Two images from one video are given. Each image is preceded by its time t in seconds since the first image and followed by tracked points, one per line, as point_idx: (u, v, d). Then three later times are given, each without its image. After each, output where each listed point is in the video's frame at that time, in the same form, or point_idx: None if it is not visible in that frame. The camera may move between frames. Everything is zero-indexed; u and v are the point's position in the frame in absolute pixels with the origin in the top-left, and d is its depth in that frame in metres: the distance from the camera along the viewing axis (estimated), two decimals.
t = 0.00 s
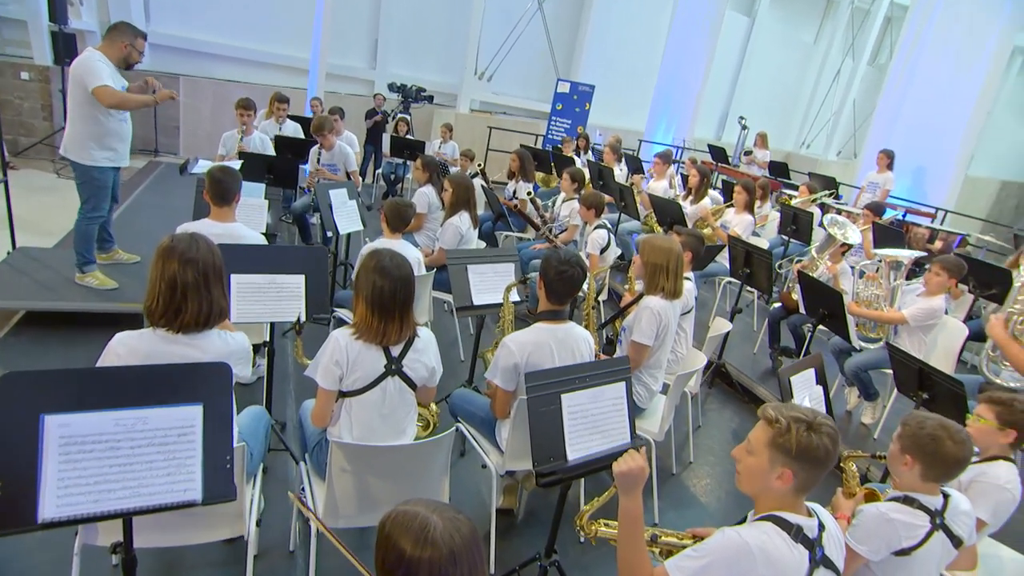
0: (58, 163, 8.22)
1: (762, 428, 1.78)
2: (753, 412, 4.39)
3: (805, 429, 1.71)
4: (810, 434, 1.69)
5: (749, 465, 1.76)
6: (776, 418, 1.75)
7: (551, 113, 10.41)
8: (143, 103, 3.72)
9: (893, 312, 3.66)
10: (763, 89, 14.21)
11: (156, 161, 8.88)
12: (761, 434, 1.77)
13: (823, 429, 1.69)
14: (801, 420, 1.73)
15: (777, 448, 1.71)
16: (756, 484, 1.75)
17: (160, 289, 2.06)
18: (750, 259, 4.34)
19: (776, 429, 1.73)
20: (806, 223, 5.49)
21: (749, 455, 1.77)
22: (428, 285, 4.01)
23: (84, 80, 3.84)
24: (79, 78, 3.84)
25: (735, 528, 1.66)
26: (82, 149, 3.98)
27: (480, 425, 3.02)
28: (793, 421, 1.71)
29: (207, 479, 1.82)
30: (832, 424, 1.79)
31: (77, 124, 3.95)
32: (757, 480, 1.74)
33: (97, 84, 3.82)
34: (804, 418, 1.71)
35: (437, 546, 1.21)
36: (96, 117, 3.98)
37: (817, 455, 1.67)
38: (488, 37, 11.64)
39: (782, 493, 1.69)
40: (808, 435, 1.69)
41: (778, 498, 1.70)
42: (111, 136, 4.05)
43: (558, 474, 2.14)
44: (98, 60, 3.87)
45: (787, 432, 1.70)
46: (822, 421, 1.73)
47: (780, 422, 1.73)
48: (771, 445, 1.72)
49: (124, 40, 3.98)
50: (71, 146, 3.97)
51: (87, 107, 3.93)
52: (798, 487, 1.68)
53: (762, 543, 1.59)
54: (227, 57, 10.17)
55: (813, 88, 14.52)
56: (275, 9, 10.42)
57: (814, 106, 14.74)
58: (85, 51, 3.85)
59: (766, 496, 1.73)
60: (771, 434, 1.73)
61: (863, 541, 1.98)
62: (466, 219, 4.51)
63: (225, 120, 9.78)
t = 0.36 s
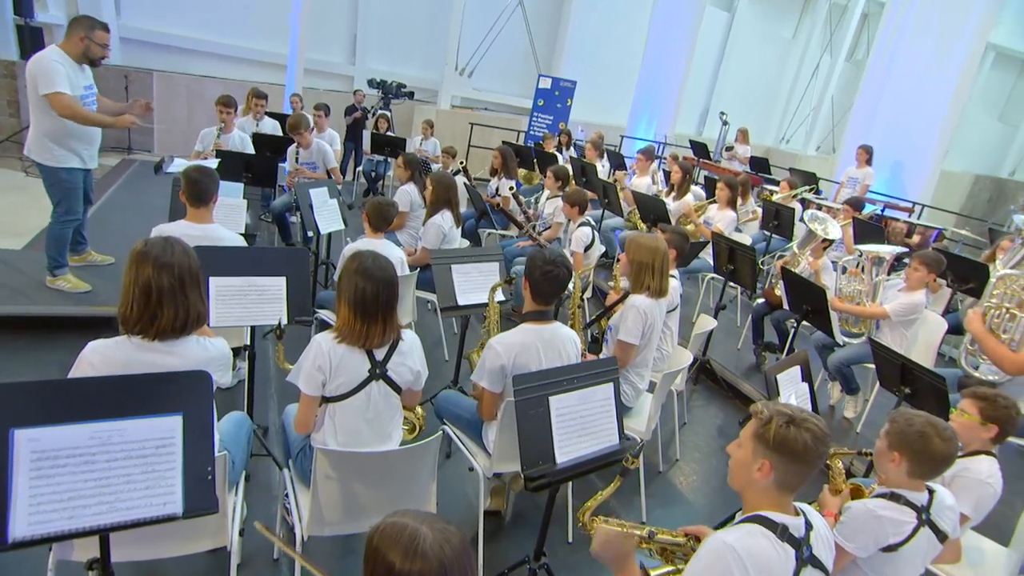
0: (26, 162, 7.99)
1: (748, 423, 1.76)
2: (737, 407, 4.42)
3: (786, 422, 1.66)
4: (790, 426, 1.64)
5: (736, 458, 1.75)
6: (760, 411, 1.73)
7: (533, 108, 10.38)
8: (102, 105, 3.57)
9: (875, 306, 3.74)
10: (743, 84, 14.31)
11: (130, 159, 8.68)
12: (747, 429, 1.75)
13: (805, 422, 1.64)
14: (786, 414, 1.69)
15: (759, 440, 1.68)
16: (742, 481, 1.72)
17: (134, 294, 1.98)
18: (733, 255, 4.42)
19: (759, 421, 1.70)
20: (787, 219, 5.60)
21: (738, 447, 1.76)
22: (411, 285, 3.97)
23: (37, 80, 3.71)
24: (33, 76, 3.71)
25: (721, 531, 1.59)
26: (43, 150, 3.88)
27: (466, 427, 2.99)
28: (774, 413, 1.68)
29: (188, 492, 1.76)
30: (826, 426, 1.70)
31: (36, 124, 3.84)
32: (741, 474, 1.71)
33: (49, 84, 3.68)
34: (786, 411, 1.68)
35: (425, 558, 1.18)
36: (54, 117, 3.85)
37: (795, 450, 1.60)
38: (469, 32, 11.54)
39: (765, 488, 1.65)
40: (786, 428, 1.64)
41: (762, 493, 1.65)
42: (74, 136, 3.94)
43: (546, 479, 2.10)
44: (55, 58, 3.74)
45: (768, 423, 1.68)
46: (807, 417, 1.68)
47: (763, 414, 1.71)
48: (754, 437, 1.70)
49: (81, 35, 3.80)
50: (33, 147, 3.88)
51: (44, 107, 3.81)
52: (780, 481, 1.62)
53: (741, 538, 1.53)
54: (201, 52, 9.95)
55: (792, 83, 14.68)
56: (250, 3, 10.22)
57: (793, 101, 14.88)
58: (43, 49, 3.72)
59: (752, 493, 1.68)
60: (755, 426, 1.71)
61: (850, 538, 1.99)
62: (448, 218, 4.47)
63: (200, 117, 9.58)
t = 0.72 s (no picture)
0: None
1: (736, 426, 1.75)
2: (722, 403, 4.45)
3: (772, 424, 1.65)
4: (776, 429, 1.63)
5: (726, 461, 1.73)
6: (747, 413, 1.72)
7: (514, 104, 10.32)
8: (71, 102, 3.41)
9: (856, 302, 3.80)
10: (723, 80, 14.40)
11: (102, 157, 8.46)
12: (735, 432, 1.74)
13: (791, 425, 1.63)
14: (773, 417, 1.68)
15: (746, 442, 1.67)
16: (731, 483, 1.71)
17: (109, 301, 1.91)
18: (717, 252, 4.46)
19: (746, 423, 1.70)
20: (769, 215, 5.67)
21: (727, 450, 1.74)
22: (395, 285, 3.92)
23: (7, 76, 3.60)
24: (3, 73, 3.62)
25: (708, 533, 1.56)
26: (14, 150, 3.75)
27: (452, 429, 2.95)
28: (760, 415, 1.67)
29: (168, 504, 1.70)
30: (814, 429, 1.69)
31: (6, 122, 3.72)
32: (730, 476, 1.70)
33: (19, 78, 3.57)
34: (772, 414, 1.67)
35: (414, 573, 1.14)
36: (24, 113, 3.73)
37: (781, 453, 1.59)
38: (449, 28, 11.44)
39: (753, 490, 1.63)
40: (772, 430, 1.63)
41: (751, 496, 1.64)
42: (46, 134, 3.81)
43: (535, 482, 2.08)
44: (23, 53, 3.62)
45: (754, 426, 1.67)
46: (794, 419, 1.67)
47: (750, 416, 1.70)
48: (741, 440, 1.69)
49: (48, 29, 3.65)
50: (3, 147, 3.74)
51: (14, 103, 3.70)
52: (768, 484, 1.61)
53: (727, 539, 1.51)
54: (175, 47, 9.74)
55: (771, 79, 14.81)
56: None
57: (772, 97, 15.03)
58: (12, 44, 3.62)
59: (741, 496, 1.67)
60: (742, 429, 1.70)
61: (839, 535, 2.00)
62: (431, 216, 4.42)
63: (175, 114, 9.38)
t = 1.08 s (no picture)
0: None
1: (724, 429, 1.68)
2: (707, 400, 4.48)
3: (760, 429, 1.58)
4: (764, 434, 1.57)
5: (714, 465, 1.68)
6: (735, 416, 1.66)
7: (496, 101, 10.24)
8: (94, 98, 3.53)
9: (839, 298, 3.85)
10: (703, 76, 14.48)
11: (74, 155, 8.23)
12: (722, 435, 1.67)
13: (780, 429, 1.56)
14: (761, 420, 1.61)
15: (733, 447, 1.61)
16: (720, 488, 1.65)
17: (84, 310, 1.85)
18: (701, 249, 4.48)
19: (734, 428, 1.63)
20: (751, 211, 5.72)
21: (716, 454, 1.68)
22: (379, 285, 3.87)
23: (18, 72, 3.53)
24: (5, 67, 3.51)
25: (699, 539, 1.52)
26: None
27: (440, 432, 2.92)
28: (747, 420, 1.60)
29: (149, 519, 1.65)
30: (804, 432, 1.62)
31: None
32: (719, 481, 1.64)
33: (32, 76, 3.55)
34: (760, 418, 1.60)
35: None
36: (9, 109, 3.62)
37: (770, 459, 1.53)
38: (429, 24, 11.33)
39: (741, 495, 1.58)
40: (760, 435, 1.57)
41: (740, 502, 1.58)
42: (27, 130, 3.73)
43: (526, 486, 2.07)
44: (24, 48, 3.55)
45: (741, 431, 1.61)
46: (783, 423, 1.60)
47: (738, 420, 1.64)
48: (728, 444, 1.63)
49: (40, 30, 3.64)
50: None
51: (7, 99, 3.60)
52: (756, 490, 1.55)
53: (718, 545, 1.47)
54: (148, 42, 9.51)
55: (751, 75, 14.92)
56: None
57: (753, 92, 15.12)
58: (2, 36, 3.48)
59: (729, 501, 1.61)
60: (729, 433, 1.64)
61: (829, 533, 2.01)
62: (414, 215, 4.37)
63: (149, 110, 9.16)
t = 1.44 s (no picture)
0: None
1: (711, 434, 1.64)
2: (693, 397, 4.51)
3: (748, 434, 1.54)
4: (751, 439, 1.53)
5: (704, 471, 1.64)
6: (722, 423, 1.61)
7: (478, 97, 10.16)
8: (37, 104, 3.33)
9: (824, 294, 3.92)
10: (684, 73, 14.53)
11: (46, 154, 8.02)
12: (710, 441, 1.63)
13: (766, 433, 1.52)
14: (748, 425, 1.57)
15: (721, 454, 1.57)
16: (711, 494, 1.61)
17: (62, 319, 1.78)
18: (686, 246, 4.50)
19: (720, 434, 1.59)
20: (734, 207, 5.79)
21: (705, 460, 1.64)
22: (364, 286, 3.82)
23: None
24: None
25: (696, 545, 1.52)
26: None
27: (429, 435, 2.88)
28: (734, 425, 1.57)
29: (132, 535, 1.59)
30: (792, 432, 1.58)
31: None
32: (711, 488, 1.61)
33: None
34: (746, 422, 1.56)
35: None
36: None
37: (760, 464, 1.49)
38: (410, 19, 11.21)
39: (734, 501, 1.55)
40: (748, 440, 1.53)
41: (733, 508, 1.55)
42: None
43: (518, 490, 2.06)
44: None
45: (728, 437, 1.57)
46: (769, 426, 1.56)
47: (724, 426, 1.60)
48: (716, 451, 1.59)
49: (8, 32, 3.39)
50: None
51: None
52: (749, 495, 1.52)
53: (716, 551, 1.46)
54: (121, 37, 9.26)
55: (731, 72, 15.02)
56: None
57: (733, 88, 15.20)
58: None
59: (722, 507, 1.58)
60: (716, 439, 1.60)
61: (819, 532, 2.02)
62: (398, 215, 4.32)
63: (123, 107, 8.94)
